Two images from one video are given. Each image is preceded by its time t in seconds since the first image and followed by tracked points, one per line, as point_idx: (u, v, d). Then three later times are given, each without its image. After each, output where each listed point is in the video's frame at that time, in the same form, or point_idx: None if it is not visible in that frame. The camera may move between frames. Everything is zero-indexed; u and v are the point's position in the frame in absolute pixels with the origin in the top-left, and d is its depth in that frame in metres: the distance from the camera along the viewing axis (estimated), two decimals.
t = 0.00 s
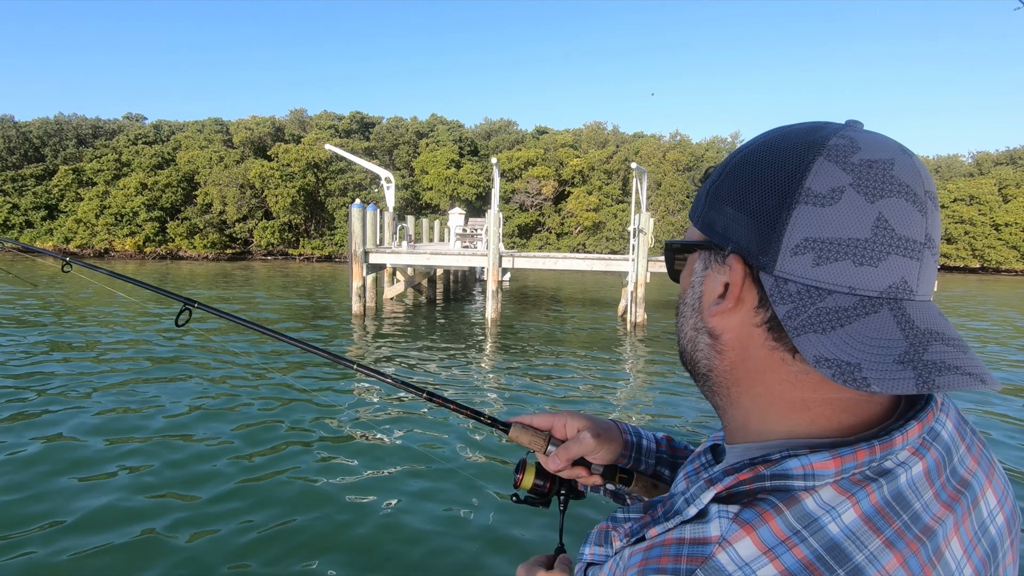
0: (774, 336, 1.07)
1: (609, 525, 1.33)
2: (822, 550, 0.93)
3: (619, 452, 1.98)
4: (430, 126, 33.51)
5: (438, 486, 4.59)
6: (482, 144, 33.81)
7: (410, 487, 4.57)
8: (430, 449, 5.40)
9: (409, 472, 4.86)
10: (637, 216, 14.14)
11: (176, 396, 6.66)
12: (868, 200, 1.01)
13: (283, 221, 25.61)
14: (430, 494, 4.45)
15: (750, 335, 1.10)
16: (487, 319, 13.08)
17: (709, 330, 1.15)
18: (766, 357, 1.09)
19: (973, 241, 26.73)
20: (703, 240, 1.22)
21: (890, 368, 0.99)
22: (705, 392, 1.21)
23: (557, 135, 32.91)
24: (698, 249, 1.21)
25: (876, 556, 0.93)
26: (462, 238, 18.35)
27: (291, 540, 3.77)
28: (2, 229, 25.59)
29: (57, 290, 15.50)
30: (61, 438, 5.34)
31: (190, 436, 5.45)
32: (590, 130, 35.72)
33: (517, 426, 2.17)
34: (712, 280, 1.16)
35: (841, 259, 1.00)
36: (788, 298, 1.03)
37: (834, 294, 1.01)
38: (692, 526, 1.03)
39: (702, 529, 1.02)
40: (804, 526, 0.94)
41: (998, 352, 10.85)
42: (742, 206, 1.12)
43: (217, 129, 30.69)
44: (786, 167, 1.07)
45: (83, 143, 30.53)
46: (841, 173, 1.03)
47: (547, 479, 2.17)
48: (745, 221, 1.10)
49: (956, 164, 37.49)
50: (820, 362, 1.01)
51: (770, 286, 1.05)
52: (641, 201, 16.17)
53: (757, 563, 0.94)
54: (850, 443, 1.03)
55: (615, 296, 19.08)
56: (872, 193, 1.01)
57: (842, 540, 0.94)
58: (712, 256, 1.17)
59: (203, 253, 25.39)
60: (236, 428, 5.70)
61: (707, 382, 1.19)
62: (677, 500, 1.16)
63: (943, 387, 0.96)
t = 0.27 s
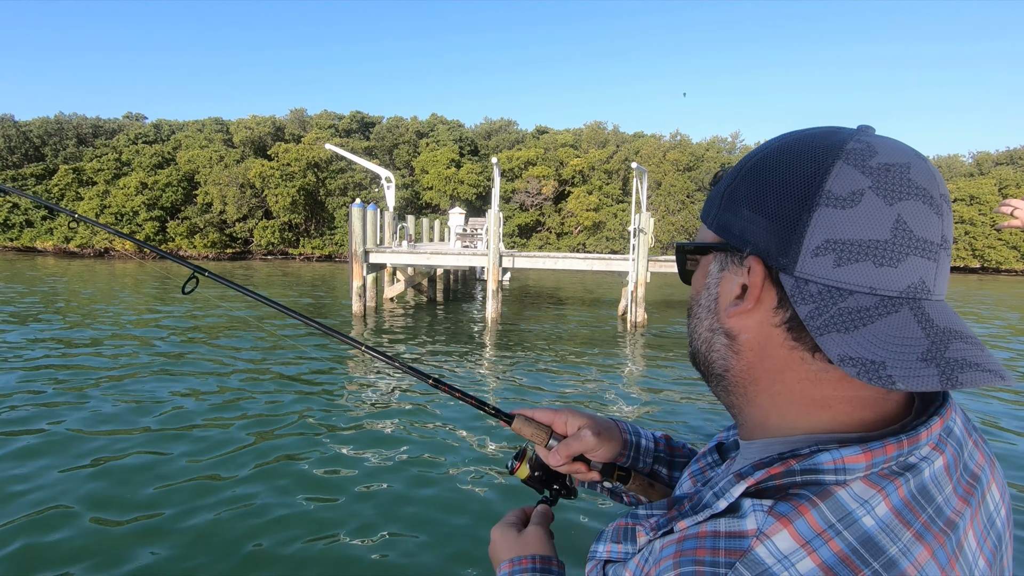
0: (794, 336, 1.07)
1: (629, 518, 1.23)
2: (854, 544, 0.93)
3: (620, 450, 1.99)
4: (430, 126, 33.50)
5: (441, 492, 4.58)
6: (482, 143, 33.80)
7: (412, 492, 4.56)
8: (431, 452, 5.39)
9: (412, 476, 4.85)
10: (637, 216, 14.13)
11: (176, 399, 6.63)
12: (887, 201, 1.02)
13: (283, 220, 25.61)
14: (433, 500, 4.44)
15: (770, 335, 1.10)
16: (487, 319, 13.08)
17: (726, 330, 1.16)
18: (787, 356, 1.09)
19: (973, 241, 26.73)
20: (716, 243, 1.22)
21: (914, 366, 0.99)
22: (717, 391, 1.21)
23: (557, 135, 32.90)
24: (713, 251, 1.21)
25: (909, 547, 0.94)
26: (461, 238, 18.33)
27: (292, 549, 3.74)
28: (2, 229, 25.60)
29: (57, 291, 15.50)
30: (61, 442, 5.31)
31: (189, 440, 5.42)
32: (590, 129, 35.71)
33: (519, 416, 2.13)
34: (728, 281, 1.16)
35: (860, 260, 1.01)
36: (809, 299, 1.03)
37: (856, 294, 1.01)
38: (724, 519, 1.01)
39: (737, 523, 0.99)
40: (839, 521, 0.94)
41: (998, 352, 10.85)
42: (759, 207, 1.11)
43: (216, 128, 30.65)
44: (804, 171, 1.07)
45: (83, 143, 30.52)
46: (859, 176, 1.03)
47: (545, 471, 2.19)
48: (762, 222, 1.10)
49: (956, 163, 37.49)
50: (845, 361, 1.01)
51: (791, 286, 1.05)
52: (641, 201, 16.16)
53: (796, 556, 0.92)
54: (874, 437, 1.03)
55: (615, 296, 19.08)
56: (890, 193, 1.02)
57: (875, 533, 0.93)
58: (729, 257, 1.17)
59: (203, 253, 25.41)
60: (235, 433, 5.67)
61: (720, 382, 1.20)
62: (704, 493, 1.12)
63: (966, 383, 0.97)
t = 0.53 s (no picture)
0: (805, 327, 1.09)
1: (643, 489, 1.29)
2: (858, 507, 0.96)
3: (639, 432, 2.01)
4: (430, 126, 33.50)
5: (442, 488, 4.59)
6: (482, 144, 33.81)
7: (413, 488, 4.57)
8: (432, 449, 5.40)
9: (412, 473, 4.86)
10: (637, 216, 14.14)
11: (177, 396, 6.64)
12: (890, 202, 1.05)
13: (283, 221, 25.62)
14: (434, 496, 4.45)
15: (780, 327, 1.12)
16: (487, 319, 13.08)
17: (739, 323, 1.16)
18: (796, 345, 1.11)
19: (973, 241, 26.72)
20: (729, 243, 1.22)
21: (917, 351, 1.02)
22: (726, 382, 1.22)
23: (557, 135, 32.92)
24: (724, 250, 1.22)
25: (907, 511, 0.97)
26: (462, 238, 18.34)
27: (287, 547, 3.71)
28: (2, 228, 25.60)
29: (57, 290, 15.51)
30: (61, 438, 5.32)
31: (187, 437, 5.40)
32: (590, 129, 35.70)
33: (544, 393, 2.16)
34: (741, 277, 1.17)
35: (867, 256, 1.03)
36: (821, 291, 1.05)
37: (862, 287, 1.03)
38: (738, 480, 1.04)
39: (749, 481, 1.02)
40: (845, 484, 0.97)
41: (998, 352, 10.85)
42: (771, 208, 1.13)
43: (217, 128, 30.65)
44: (813, 174, 1.09)
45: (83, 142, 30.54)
46: (864, 180, 1.06)
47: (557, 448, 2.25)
48: (775, 222, 1.11)
49: (956, 164, 37.51)
50: (855, 348, 1.03)
51: (802, 280, 1.07)
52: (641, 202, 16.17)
53: (806, 513, 0.95)
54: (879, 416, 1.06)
55: (615, 296, 19.09)
56: (893, 196, 1.05)
57: (878, 497, 0.97)
58: (742, 255, 1.18)
59: (203, 253, 25.42)
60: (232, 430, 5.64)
61: (731, 372, 1.20)
62: (718, 461, 1.15)
63: (965, 366, 1.01)
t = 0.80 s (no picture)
0: (815, 319, 1.12)
1: (672, 478, 1.29)
2: (875, 487, 0.99)
3: (653, 424, 2.03)
4: (430, 126, 33.51)
5: (444, 484, 4.59)
6: (482, 144, 33.82)
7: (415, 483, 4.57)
8: (434, 446, 5.41)
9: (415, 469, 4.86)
10: (637, 216, 14.15)
11: (179, 396, 6.64)
12: (891, 204, 1.07)
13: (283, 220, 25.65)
14: (436, 492, 4.45)
15: (791, 320, 1.15)
16: (487, 319, 13.08)
17: (752, 317, 1.19)
18: (807, 337, 1.13)
19: (973, 241, 26.73)
20: (741, 243, 1.25)
21: (920, 339, 1.04)
22: (741, 373, 1.25)
23: (557, 135, 32.93)
24: (737, 249, 1.25)
25: (919, 490, 1.00)
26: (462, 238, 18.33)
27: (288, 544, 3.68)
28: (2, 228, 25.58)
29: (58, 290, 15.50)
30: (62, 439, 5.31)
31: (188, 436, 5.40)
32: (590, 130, 35.73)
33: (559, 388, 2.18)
34: (754, 275, 1.20)
35: (871, 253, 1.05)
36: (829, 286, 1.08)
37: (867, 281, 1.05)
38: (761, 466, 1.06)
39: (774, 467, 1.04)
40: (861, 466, 1.00)
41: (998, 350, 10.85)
42: (781, 210, 1.15)
43: (217, 128, 30.65)
44: (818, 178, 1.12)
45: (83, 143, 30.55)
46: (867, 183, 1.08)
47: (571, 439, 2.25)
48: (784, 223, 1.14)
49: (956, 164, 37.54)
50: (862, 337, 1.05)
51: (812, 276, 1.09)
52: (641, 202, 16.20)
53: (827, 493, 0.98)
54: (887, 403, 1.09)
55: (615, 296, 19.10)
56: (895, 197, 1.07)
57: (893, 478, 0.99)
58: (755, 253, 1.20)
59: (203, 253, 25.42)
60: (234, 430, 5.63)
61: (744, 365, 1.23)
62: (742, 449, 1.20)
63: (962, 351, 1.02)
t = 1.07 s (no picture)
0: (829, 316, 1.15)
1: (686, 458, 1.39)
2: (880, 467, 1.04)
3: (673, 409, 2.03)
4: (430, 126, 33.49)
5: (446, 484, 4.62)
6: (482, 144, 33.82)
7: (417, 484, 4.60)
8: (436, 444, 5.44)
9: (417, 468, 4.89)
10: (637, 216, 14.16)
11: (182, 395, 6.66)
12: (896, 206, 1.10)
13: (283, 220, 25.64)
14: (438, 492, 4.48)
15: (805, 318, 1.18)
16: (487, 319, 13.09)
17: (769, 316, 1.22)
18: (821, 333, 1.16)
19: (973, 241, 26.72)
20: (755, 247, 1.26)
21: (929, 331, 1.06)
22: (757, 371, 1.28)
23: (557, 135, 32.93)
24: (751, 253, 1.26)
25: (921, 475, 1.06)
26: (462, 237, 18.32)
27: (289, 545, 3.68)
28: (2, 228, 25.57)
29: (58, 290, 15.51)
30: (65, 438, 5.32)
31: (192, 435, 5.43)
32: (590, 129, 35.70)
33: (586, 369, 2.23)
34: (768, 276, 1.22)
35: (879, 253, 1.09)
36: (842, 284, 1.11)
37: (877, 279, 1.09)
38: (773, 447, 1.12)
39: (784, 446, 1.10)
40: (866, 450, 1.05)
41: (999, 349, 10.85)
42: (794, 216, 1.17)
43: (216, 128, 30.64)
44: (827, 186, 1.14)
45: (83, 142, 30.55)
46: (872, 188, 1.11)
47: (597, 425, 2.32)
48: (796, 228, 1.17)
49: (956, 163, 37.53)
50: (875, 330, 1.08)
51: (825, 276, 1.12)
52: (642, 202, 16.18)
53: (835, 471, 1.04)
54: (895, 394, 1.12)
55: (615, 296, 19.10)
56: (898, 200, 1.11)
57: (896, 461, 1.05)
58: (768, 256, 1.23)
59: (203, 253, 25.44)
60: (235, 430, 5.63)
61: (761, 362, 1.26)
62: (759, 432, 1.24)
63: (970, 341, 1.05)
